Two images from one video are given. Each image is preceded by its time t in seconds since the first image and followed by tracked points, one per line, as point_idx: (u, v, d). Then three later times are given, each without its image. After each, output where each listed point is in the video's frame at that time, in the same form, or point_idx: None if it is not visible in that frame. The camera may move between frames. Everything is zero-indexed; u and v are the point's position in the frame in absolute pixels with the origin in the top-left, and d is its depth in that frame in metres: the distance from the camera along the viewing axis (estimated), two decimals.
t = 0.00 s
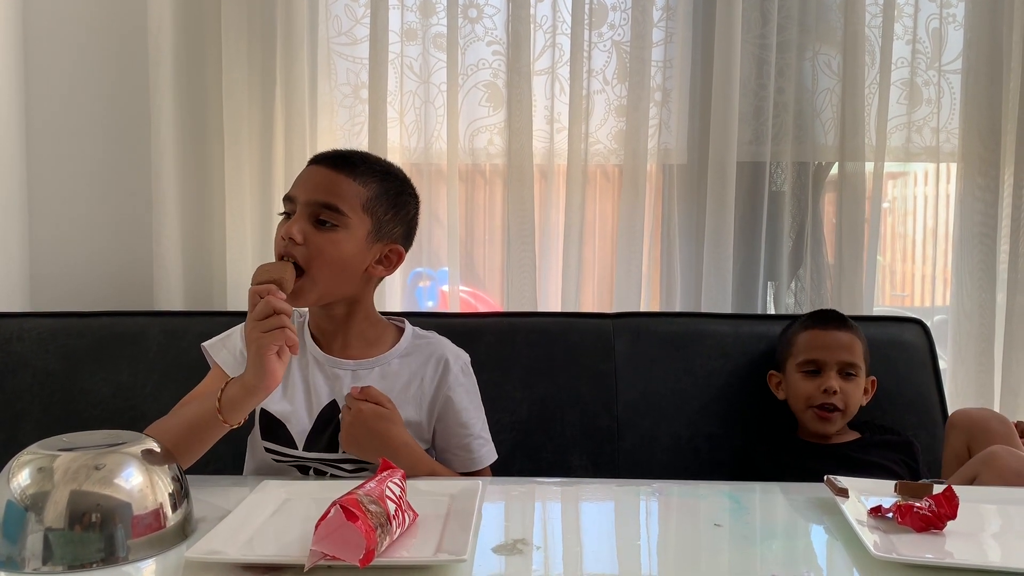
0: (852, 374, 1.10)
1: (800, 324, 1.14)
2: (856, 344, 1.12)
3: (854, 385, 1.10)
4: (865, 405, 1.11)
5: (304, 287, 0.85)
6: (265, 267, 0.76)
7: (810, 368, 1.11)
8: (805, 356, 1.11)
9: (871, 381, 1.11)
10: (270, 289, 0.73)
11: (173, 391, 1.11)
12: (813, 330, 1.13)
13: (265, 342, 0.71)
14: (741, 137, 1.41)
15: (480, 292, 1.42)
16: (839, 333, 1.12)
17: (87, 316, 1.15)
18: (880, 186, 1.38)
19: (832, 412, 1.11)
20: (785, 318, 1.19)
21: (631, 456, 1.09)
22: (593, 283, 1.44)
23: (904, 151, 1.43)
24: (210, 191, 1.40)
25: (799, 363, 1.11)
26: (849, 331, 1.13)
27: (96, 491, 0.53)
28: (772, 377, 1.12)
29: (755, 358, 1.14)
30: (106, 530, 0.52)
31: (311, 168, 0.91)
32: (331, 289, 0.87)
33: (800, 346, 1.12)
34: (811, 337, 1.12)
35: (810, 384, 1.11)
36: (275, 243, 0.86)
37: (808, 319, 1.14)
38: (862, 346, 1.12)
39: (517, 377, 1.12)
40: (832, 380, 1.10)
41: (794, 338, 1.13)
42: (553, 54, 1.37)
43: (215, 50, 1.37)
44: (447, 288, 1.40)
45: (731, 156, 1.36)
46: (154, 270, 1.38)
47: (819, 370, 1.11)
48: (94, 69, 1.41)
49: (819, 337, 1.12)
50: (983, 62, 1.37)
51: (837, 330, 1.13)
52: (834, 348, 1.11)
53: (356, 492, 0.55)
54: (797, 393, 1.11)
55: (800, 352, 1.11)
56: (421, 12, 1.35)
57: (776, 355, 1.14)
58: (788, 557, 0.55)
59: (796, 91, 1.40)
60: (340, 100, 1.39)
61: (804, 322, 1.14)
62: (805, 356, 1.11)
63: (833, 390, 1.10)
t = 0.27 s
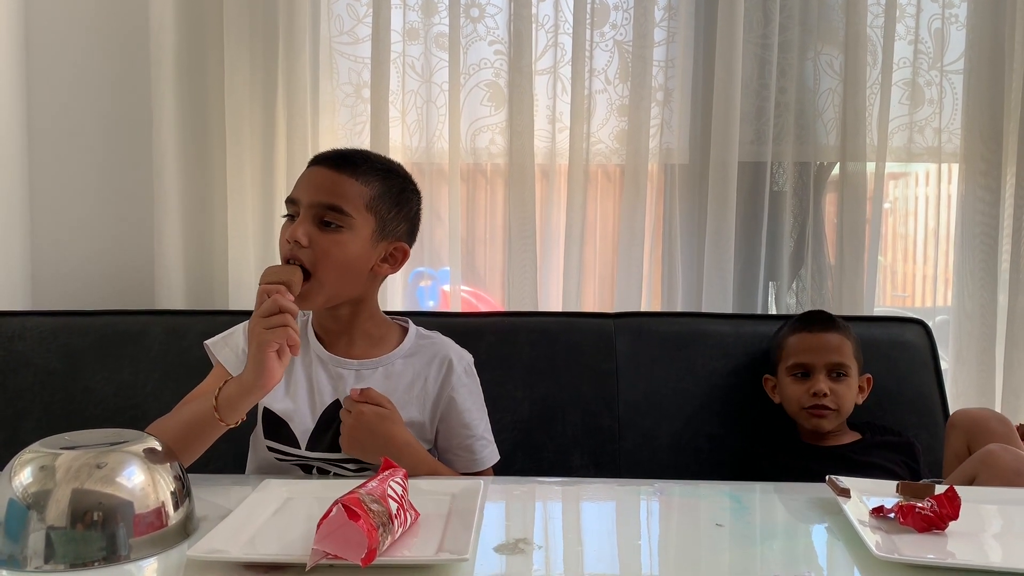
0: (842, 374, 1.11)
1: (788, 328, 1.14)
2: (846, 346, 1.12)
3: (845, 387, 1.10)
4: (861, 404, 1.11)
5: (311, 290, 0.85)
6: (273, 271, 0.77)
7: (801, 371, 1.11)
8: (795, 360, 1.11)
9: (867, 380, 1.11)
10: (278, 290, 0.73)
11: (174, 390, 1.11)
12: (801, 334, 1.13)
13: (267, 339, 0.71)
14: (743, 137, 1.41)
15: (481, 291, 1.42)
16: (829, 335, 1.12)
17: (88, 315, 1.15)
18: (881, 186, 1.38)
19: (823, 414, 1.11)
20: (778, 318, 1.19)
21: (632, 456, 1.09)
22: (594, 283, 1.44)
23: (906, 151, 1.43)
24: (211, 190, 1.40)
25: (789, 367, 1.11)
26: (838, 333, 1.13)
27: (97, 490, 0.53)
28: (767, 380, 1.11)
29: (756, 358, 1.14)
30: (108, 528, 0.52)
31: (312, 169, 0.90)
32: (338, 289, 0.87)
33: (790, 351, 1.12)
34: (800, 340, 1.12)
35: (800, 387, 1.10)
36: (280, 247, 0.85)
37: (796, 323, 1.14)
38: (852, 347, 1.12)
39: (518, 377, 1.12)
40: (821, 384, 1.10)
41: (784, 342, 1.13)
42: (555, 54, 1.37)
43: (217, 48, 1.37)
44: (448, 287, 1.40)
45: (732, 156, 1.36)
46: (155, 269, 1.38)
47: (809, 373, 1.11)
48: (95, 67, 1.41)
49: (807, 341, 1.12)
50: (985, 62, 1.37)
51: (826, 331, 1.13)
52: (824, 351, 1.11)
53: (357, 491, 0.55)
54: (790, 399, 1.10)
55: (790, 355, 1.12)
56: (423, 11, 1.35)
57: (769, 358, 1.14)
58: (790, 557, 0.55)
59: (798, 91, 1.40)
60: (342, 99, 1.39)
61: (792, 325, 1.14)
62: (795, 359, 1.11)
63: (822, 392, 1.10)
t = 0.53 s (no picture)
0: (838, 378, 1.10)
1: (784, 332, 1.13)
2: (842, 349, 1.12)
3: (841, 391, 1.10)
4: (859, 407, 1.12)
5: (323, 295, 0.85)
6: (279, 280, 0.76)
7: (798, 376, 1.11)
8: (790, 364, 1.11)
9: (863, 381, 1.11)
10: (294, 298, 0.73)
11: (176, 390, 1.11)
12: (795, 338, 1.12)
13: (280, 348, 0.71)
14: (745, 139, 1.41)
15: (483, 292, 1.42)
16: (824, 338, 1.12)
17: (91, 316, 1.16)
18: (882, 189, 1.38)
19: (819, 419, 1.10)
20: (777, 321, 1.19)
21: (634, 458, 1.09)
22: (596, 285, 1.44)
23: (908, 154, 1.43)
24: (213, 191, 1.40)
25: (783, 372, 1.11)
26: (835, 337, 1.12)
27: (101, 490, 0.53)
28: (767, 385, 1.11)
29: (758, 361, 1.14)
30: (111, 528, 0.52)
31: (315, 173, 0.90)
32: (350, 293, 0.88)
33: (786, 355, 1.11)
34: (795, 345, 1.11)
35: (797, 392, 1.10)
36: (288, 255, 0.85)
37: (790, 326, 1.14)
38: (848, 350, 1.12)
39: (519, 378, 1.12)
40: (817, 389, 1.09)
41: (779, 347, 1.12)
42: (558, 56, 1.37)
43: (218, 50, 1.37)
44: (450, 288, 1.40)
45: (734, 159, 1.36)
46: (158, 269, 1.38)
47: (805, 378, 1.10)
48: (99, 68, 1.41)
49: (803, 345, 1.11)
50: (988, 65, 1.37)
51: (821, 335, 1.12)
52: (821, 355, 1.10)
53: (361, 492, 0.55)
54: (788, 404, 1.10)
55: (786, 359, 1.11)
56: (426, 13, 1.35)
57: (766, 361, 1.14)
58: (791, 559, 0.55)
59: (800, 93, 1.40)
60: (345, 101, 1.39)
61: (786, 329, 1.14)
62: (793, 363, 1.10)
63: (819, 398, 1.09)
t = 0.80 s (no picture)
0: (839, 384, 1.10)
1: (786, 337, 1.13)
2: (844, 355, 1.11)
3: (843, 396, 1.10)
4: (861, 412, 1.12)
5: (329, 305, 0.86)
6: (287, 289, 0.78)
7: (799, 382, 1.10)
8: (791, 370, 1.10)
9: (866, 387, 1.11)
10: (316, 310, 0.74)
11: (177, 393, 1.11)
12: (799, 343, 1.12)
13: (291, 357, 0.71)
14: (745, 143, 1.41)
15: (483, 295, 1.42)
16: (826, 345, 1.12)
17: (92, 318, 1.16)
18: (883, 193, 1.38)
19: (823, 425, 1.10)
20: (781, 325, 1.19)
21: (634, 462, 1.09)
22: (596, 288, 1.44)
23: (909, 158, 1.44)
24: (216, 193, 1.40)
25: (786, 377, 1.11)
26: (837, 342, 1.12)
27: (101, 494, 0.53)
28: (768, 391, 1.11)
29: (760, 366, 1.14)
30: (112, 532, 0.52)
31: (315, 182, 0.89)
32: (356, 301, 0.88)
33: (788, 360, 1.11)
34: (798, 350, 1.11)
35: (797, 398, 1.10)
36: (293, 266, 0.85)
37: (793, 332, 1.13)
38: (850, 356, 1.11)
39: (520, 382, 1.12)
40: (819, 396, 1.09)
41: (782, 352, 1.12)
42: (559, 60, 1.38)
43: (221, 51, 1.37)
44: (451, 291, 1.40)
45: (735, 163, 1.37)
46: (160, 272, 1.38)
47: (807, 383, 1.10)
48: (101, 71, 1.41)
49: (807, 350, 1.11)
50: (988, 70, 1.37)
51: (824, 341, 1.12)
52: (823, 360, 1.10)
53: (361, 496, 0.55)
54: (790, 410, 1.10)
55: (789, 365, 1.11)
56: (427, 17, 1.35)
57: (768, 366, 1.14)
58: (791, 564, 0.55)
59: (800, 98, 1.40)
60: (346, 104, 1.39)
61: (788, 335, 1.14)
62: (795, 368, 1.10)
63: (821, 403, 1.09)
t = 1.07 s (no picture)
0: (837, 389, 1.10)
1: (785, 343, 1.13)
2: (842, 360, 1.12)
3: (842, 401, 1.10)
4: (861, 417, 1.11)
5: (341, 311, 0.86)
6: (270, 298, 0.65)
7: (798, 388, 1.10)
8: (789, 376, 1.11)
9: (866, 393, 1.11)
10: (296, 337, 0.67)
11: (177, 397, 1.11)
12: (798, 348, 1.12)
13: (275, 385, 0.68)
14: (745, 148, 1.41)
15: (483, 299, 1.42)
16: (825, 349, 1.12)
17: (92, 322, 1.16)
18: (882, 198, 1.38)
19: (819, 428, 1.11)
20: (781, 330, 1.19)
21: (634, 467, 1.08)
22: (596, 293, 1.44)
23: (908, 163, 1.44)
24: (216, 197, 1.39)
25: (785, 382, 1.10)
26: (835, 347, 1.12)
27: (100, 499, 0.53)
28: (768, 399, 1.11)
29: (759, 371, 1.14)
30: (111, 537, 0.52)
31: (321, 187, 0.89)
32: (365, 307, 0.89)
33: (786, 366, 1.11)
34: (797, 355, 1.11)
35: (796, 404, 1.10)
36: (303, 274, 0.85)
37: (792, 337, 1.14)
38: (848, 360, 1.12)
39: (519, 387, 1.12)
40: (818, 400, 1.10)
41: (780, 358, 1.12)
42: (558, 65, 1.38)
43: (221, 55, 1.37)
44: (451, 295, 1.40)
45: (735, 167, 1.37)
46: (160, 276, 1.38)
47: (805, 389, 1.10)
48: (101, 75, 1.41)
49: (805, 356, 1.11)
50: (987, 75, 1.38)
51: (823, 346, 1.12)
52: (823, 365, 1.10)
53: (359, 503, 0.55)
54: (790, 415, 1.10)
55: (787, 370, 1.11)
56: (427, 22, 1.36)
57: (767, 371, 1.14)
58: (789, 570, 0.55)
59: (800, 103, 1.41)
60: (346, 109, 1.39)
61: (787, 341, 1.14)
62: (793, 373, 1.10)
63: (820, 408, 1.10)
